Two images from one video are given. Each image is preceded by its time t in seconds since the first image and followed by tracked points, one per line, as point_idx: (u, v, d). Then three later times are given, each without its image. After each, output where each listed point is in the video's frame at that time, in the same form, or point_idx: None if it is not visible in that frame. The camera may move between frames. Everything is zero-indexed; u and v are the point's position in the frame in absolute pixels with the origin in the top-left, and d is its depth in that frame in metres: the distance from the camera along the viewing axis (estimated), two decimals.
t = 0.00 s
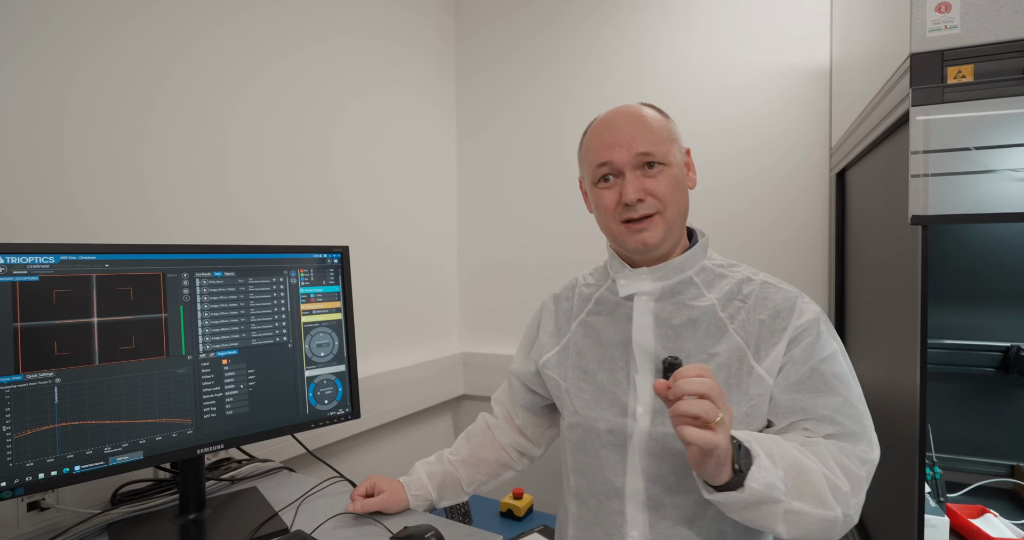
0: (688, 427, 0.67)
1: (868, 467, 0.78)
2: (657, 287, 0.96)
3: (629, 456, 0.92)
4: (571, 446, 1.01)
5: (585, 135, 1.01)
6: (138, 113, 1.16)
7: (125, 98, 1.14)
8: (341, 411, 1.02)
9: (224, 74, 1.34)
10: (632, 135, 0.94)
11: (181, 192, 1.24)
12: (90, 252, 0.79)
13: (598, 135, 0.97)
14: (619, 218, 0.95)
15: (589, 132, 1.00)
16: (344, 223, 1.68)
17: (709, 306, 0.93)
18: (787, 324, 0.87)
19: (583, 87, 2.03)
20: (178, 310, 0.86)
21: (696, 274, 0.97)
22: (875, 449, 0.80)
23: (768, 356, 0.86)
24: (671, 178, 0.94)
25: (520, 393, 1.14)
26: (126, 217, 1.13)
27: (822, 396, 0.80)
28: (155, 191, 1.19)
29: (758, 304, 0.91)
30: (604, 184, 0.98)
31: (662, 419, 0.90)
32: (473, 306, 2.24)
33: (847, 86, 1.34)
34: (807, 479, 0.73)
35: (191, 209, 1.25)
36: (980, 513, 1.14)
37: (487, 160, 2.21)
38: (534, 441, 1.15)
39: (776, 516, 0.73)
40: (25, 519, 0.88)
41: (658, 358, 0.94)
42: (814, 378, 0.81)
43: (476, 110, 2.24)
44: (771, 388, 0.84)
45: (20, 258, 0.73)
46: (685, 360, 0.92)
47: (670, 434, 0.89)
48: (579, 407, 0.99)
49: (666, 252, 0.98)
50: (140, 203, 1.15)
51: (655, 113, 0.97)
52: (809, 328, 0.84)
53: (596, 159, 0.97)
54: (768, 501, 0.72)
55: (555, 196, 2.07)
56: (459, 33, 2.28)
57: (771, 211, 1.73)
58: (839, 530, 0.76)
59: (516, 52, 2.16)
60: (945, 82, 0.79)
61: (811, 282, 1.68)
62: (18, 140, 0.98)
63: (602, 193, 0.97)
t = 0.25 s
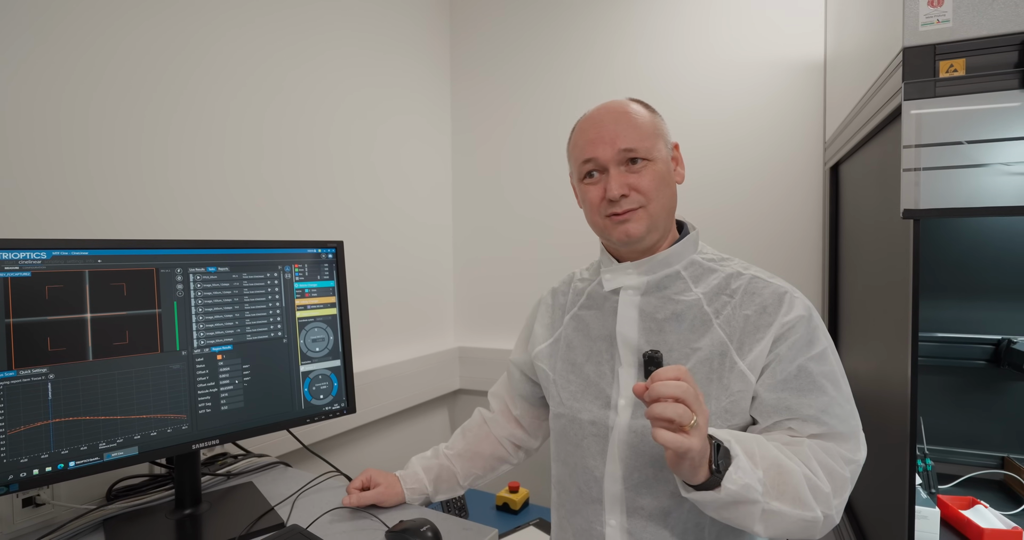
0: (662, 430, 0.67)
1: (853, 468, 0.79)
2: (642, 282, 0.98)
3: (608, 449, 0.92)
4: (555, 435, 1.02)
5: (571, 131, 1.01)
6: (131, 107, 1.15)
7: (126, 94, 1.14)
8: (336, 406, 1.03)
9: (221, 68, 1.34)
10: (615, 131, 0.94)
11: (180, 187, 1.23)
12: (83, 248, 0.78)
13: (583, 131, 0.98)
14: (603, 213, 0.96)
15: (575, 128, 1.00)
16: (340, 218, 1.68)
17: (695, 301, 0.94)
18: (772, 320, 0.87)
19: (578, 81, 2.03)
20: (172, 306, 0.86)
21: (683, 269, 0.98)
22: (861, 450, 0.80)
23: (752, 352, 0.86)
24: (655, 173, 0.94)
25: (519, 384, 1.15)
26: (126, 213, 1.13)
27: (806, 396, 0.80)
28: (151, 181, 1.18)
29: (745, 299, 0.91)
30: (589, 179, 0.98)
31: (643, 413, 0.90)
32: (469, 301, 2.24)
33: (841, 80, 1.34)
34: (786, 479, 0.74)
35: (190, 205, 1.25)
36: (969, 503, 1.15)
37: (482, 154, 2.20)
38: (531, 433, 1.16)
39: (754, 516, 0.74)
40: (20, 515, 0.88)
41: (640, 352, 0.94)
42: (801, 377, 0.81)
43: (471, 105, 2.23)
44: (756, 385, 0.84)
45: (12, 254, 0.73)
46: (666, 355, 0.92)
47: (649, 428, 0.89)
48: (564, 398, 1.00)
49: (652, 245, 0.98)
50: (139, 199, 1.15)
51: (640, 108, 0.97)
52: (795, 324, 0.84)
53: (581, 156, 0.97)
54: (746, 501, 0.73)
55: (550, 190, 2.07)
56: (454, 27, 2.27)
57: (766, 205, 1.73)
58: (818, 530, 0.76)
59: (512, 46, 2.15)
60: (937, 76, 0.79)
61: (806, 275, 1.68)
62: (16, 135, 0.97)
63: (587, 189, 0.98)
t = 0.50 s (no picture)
0: (656, 431, 0.68)
1: (850, 464, 0.78)
2: (643, 280, 0.97)
3: (611, 446, 0.92)
4: (557, 434, 1.02)
5: (572, 130, 1.01)
6: (128, 106, 1.14)
7: (121, 92, 1.14)
8: (336, 405, 1.02)
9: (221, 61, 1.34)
10: (615, 129, 0.94)
11: (174, 185, 1.23)
12: (82, 248, 0.78)
13: (583, 130, 0.97)
14: (604, 211, 0.96)
15: (575, 127, 1.00)
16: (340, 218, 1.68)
17: (695, 299, 0.94)
18: (773, 317, 0.87)
19: (577, 80, 2.03)
20: (172, 305, 0.86)
21: (684, 266, 0.98)
22: (859, 445, 0.80)
23: (752, 349, 0.86)
24: (655, 171, 0.94)
25: (518, 383, 1.15)
26: (120, 211, 1.12)
27: (805, 393, 0.80)
28: (148, 177, 1.18)
29: (746, 296, 0.91)
30: (590, 178, 0.98)
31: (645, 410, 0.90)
32: (469, 300, 2.24)
33: (840, 78, 1.34)
34: (782, 477, 0.74)
35: (184, 203, 1.25)
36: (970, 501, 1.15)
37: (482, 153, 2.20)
38: (530, 432, 1.16)
39: (750, 514, 0.74)
40: (21, 515, 0.88)
41: (642, 350, 0.94)
42: (800, 374, 0.81)
43: (470, 104, 2.23)
44: (756, 382, 0.84)
45: (11, 254, 0.73)
46: (668, 352, 0.92)
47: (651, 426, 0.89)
48: (566, 396, 0.99)
49: (652, 243, 0.98)
50: (135, 198, 1.15)
51: (640, 106, 0.97)
52: (795, 322, 0.84)
53: (581, 154, 0.97)
54: (742, 499, 0.73)
55: (550, 189, 2.06)
56: (453, 26, 2.27)
57: (766, 203, 1.73)
58: (815, 527, 0.76)
59: (511, 45, 2.15)
60: (937, 74, 0.79)
61: (806, 274, 1.68)
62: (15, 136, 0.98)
63: (588, 187, 0.98)
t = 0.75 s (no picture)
0: (677, 420, 0.68)
1: (851, 458, 0.79)
2: (647, 277, 0.97)
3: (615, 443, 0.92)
4: (558, 431, 1.02)
5: (577, 125, 1.01)
6: (128, 104, 1.14)
7: (128, 92, 1.13)
8: (336, 403, 1.03)
9: (222, 67, 1.33)
10: (622, 124, 0.94)
11: (179, 184, 1.23)
12: (81, 245, 0.78)
13: (589, 125, 0.98)
14: (608, 206, 0.96)
15: (580, 122, 1.00)
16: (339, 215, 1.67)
17: (698, 296, 0.94)
18: (775, 314, 0.87)
19: (577, 78, 2.02)
20: (171, 303, 0.86)
21: (686, 264, 0.98)
22: (857, 440, 0.81)
23: (755, 346, 0.86)
24: (661, 168, 0.94)
25: (516, 380, 1.15)
26: (129, 211, 1.12)
27: (808, 389, 0.81)
28: (155, 182, 1.18)
29: (747, 293, 0.91)
30: (595, 173, 0.98)
31: (648, 406, 0.91)
32: (468, 297, 2.24)
33: (840, 77, 1.34)
34: (790, 469, 0.74)
35: (191, 203, 1.25)
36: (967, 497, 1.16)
37: (481, 151, 2.20)
38: (528, 428, 1.16)
39: (759, 505, 0.74)
40: (21, 512, 0.88)
41: (646, 346, 0.94)
42: (802, 370, 0.82)
43: (469, 102, 2.23)
44: (760, 378, 0.85)
45: (10, 251, 0.73)
46: (672, 349, 0.92)
47: (654, 422, 0.90)
48: (568, 393, 1.00)
49: (655, 240, 0.98)
50: (142, 198, 1.15)
51: (645, 103, 0.97)
52: (797, 319, 0.84)
53: (586, 149, 0.97)
54: (752, 491, 0.73)
55: (549, 187, 2.06)
56: (452, 23, 2.26)
57: (764, 201, 1.73)
58: (817, 519, 0.77)
59: (510, 43, 2.15)
60: (936, 72, 0.79)
61: (804, 271, 1.69)
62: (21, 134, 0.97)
63: (593, 182, 0.97)
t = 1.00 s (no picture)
0: (693, 431, 0.68)
1: (845, 454, 0.80)
2: (643, 276, 0.97)
3: (612, 441, 0.93)
4: (556, 430, 1.02)
5: (580, 120, 1.01)
6: (123, 101, 1.13)
7: (126, 90, 1.13)
8: (331, 401, 1.02)
9: (219, 65, 1.32)
10: (626, 122, 0.94)
11: (178, 182, 1.22)
12: (75, 243, 0.78)
13: (592, 121, 0.97)
14: (609, 204, 0.96)
15: (583, 118, 1.00)
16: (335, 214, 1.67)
17: (693, 295, 0.94)
18: (770, 313, 0.88)
19: (573, 76, 2.02)
20: (165, 301, 0.86)
21: (681, 263, 0.98)
22: (849, 436, 0.81)
23: (751, 344, 0.87)
24: (662, 167, 0.95)
25: (511, 379, 1.15)
26: (127, 209, 1.12)
27: (803, 386, 0.82)
28: (155, 182, 1.18)
29: (742, 292, 0.92)
30: (596, 170, 0.98)
31: (645, 404, 0.91)
32: (464, 295, 2.24)
33: (834, 76, 1.35)
34: (792, 469, 0.75)
35: (190, 202, 1.25)
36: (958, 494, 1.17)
37: (477, 149, 2.20)
38: (523, 427, 1.16)
39: (765, 506, 0.74)
40: (14, 511, 0.87)
41: (642, 345, 0.95)
42: (797, 368, 0.83)
43: (465, 100, 2.22)
44: (757, 376, 0.85)
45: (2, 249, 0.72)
46: (669, 348, 0.92)
47: (651, 420, 0.90)
48: (565, 392, 1.00)
49: (653, 240, 0.99)
50: (140, 196, 1.15)
51: (648, 102, 0.97)
52: (791, 318, 0.85)
53: (589, 145, 0.97)
54: (758, 494, 0.73)
55: (546, 185, 2.06)
56: (448, 21, 2.26)
57: (759, 200, 1.74)
58: (814, 516, 0.78)
59: (506, 41, 2.15)
60: (929, 71, 0.80)
61: (799, 270, 1.69)
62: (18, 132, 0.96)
63: (594, 178, 0.97)
